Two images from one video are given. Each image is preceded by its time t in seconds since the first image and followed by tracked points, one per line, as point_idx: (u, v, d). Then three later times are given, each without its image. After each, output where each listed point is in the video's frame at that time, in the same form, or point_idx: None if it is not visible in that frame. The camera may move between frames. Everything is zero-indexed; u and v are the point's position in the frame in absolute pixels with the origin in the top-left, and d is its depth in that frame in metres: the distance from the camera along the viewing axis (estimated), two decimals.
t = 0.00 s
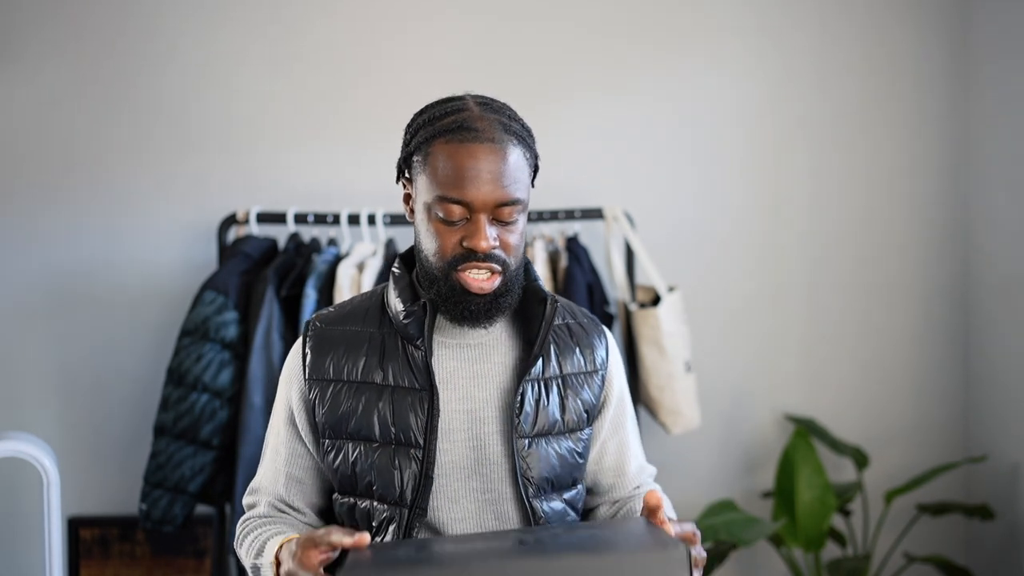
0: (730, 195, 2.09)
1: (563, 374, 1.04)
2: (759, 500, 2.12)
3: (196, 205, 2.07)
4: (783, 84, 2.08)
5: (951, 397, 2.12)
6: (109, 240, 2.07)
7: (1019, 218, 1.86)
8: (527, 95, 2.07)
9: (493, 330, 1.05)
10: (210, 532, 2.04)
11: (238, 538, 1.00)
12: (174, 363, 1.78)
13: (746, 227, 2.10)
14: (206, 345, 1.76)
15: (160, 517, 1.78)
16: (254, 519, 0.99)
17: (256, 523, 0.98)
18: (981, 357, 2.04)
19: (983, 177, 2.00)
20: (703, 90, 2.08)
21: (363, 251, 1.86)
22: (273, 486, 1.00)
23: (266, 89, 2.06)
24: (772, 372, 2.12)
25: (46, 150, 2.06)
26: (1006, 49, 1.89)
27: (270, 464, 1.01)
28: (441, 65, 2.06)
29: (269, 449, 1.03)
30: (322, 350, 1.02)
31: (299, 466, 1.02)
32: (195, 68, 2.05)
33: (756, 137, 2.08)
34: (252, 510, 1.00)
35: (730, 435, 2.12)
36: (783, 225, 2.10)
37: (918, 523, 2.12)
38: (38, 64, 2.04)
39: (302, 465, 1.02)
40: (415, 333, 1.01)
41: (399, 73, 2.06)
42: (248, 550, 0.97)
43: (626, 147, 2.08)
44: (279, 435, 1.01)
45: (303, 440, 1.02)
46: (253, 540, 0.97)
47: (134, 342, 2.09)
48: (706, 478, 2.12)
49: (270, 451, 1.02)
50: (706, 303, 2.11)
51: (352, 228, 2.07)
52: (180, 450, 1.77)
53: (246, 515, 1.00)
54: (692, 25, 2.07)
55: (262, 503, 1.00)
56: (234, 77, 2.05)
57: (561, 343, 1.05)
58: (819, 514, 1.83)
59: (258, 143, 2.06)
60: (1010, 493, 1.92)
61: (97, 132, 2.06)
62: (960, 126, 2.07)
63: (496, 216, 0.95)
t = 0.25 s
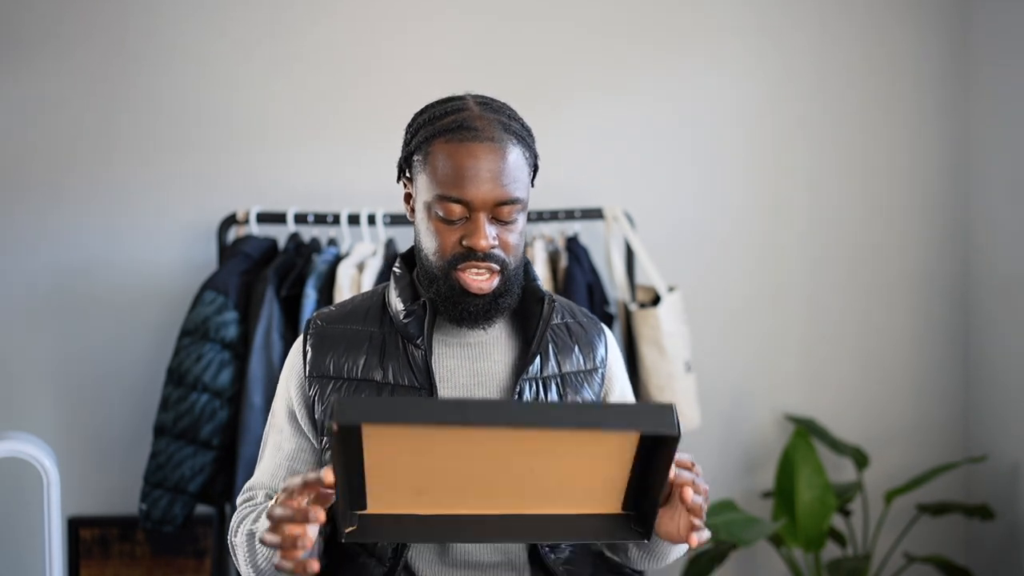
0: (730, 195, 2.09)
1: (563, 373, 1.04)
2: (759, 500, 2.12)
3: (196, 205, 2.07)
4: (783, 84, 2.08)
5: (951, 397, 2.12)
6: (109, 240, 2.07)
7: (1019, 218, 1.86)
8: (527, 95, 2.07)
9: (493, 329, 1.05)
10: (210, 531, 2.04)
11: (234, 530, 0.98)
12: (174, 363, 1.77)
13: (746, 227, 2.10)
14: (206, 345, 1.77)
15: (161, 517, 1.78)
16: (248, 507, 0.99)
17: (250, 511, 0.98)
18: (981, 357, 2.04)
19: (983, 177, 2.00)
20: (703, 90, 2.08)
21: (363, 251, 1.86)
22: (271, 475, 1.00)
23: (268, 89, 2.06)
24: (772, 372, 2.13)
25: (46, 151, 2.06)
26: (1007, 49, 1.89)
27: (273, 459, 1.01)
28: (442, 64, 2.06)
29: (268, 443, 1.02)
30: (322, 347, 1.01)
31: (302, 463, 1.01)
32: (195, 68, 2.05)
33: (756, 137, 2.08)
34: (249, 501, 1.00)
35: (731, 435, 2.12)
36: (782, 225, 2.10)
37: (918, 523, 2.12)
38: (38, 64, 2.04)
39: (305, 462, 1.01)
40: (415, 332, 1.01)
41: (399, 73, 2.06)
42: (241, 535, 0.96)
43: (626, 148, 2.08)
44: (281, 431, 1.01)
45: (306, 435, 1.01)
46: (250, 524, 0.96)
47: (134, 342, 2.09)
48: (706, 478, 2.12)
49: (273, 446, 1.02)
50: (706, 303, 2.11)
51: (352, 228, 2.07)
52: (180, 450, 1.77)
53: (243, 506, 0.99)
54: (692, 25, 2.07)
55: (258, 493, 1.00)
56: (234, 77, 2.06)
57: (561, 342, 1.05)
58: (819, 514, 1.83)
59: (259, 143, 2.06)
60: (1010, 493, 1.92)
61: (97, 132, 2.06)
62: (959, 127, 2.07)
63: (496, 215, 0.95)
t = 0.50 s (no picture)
0: (730, 195, 2.09)
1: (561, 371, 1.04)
2: (759, 500, 2.12)
3: (196, 205, 2.07)
4: (783, 84, 2.08)
5: (951, 397, 2.12)
6: (109, 240, 2.07)
7: (1019, 219, 1.86)
8: (527, 95, 2.07)
9: (492, 328, 1.05)
10: (210, 531, 2.04)
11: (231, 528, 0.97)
12: (174, 363, 1.77)
13: (746, 227, 2.10)
14: (206, 345, 1.77)
15: (161, 517, 1.78)
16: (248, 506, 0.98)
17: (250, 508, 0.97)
18: (981, 357, 2.04)
19: (983, 177, 2.00)
20: (703, 90, 2.08)
21: (363, 251, 1.86)
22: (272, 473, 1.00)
23: (268, 89, 2.06)
24: (772, 372, 2.12)
25: (47, 151, 2.06)
26: (1007, 49, 1.89)
27: (274, 456, 1.01)
28: (442, 64, 2.06)
29: (269, 441, 1.02)
30: (321, 345, 1.01)
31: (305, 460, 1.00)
32: (195, 68, 2.06)
33: (756, 137, 2.08)
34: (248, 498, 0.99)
35: (731, 435, 2.12)
36: (782, 225, 2.10)
37: (918, 523, 2.12)
38: (39, 64, 2.05)
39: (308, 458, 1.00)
40: (415, 330, 1.01)
41: (400, 73, 2.06)
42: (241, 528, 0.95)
43: (626, 148, 2.08)
44: (282, 428, 1.01)
45: (309, 432, 1.02)
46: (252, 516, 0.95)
47: (134, 342, 2.09)
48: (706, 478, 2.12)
49: (274, 443, 1.01)
50: (706, 303, 2.11)
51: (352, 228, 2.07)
52: (180, 450, 1.77)
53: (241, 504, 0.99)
54: (692, 25, 2.07)
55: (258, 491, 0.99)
56: (234, 78, 2.06)
57: (559, 341, 1.05)
58: (819, 514, 1.83)
59: (259, 143, 2.06)
60: (1010, 493, 1.92)
61: (97, 132, 2.06)
62: (960, 127, 2.07)
63: (495, 216, 0.95)
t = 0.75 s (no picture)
0: (730, 195, 2.09)
1: (560, 371, 1.04)
2: (759, 500, 2.12)
3: (196, 205, 2.07)
4: (783, 84, 2.08)
5: (951, 397, 2.12)
6: (109, 240, 2.07)
7: (1019, 219, 1.86)
8: (527, 96, 2.07)
9: (491, 327, 1.05)
10: (210, 531, 2.04)
11: (241, 530, 0.98)
12: (174, 363, 1.78)
13: (746, 227, 2.10)
14: (206, 345, 1.77)
15: (161, 517, 1.78)
16: (259, 507, 0.98)
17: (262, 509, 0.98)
18: (981, 357, 2.04)
19: (983, 177, 2.00)
20: (703, 90, 2.08)
21: (363, 251, 1.86)
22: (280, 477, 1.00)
23: (268, 89, 2.06)
24: (772, 372, 2.12)
25: (47, 150, 2.06)
26: (1007, 49, 1.89)
27: (275, 456, 1.01)
28: (441, 64, 2.06)
29: (271, 441, 1.03)
30: (321, 346, 1.01)
31: (307, 459, 1.00)
32: (195, 68, 2.06)
33: (756, 137, 2.08)
34: (256, 501, 0.99)
35: (731, 435, 2.12)
36: (782, 225, 2.10)
37: (918, 523, 2.12)
38: (39, 64, 2.05)
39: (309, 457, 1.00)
40: (414, 330, 1.01)
41: (400, 74, 2.06)
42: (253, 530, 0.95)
43: (627, 148, 2.08)
44: (284, 428, 1.02)
45: (310, 432, 1.01)
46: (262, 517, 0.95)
47: (134, 342, 2.09)
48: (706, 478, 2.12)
49: (275, 443, 1.02)
50: (706, 304, 2.11)
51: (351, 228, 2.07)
52: (180, 450, 1.77)
53: (251, 506, 0.99)
54: (692, 25, 2.07)
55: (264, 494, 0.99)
56: (234, 78, 2.06)
57: (558, 341, 1.05)
58: (819, 514, 1.83)
59: (258, 143, 2.06)
60: (1010, 493, 1.92)
61: (97, 132, 2.06)
62: (960, 127, 2.07)
63: (494, 215, 0.95)
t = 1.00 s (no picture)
0: (730, 195, 2.09)
1: (562, 371, 1.04)
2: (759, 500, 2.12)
3: (196, 205, 2.07)
4: (784, 84, 2.08)
5: (951, 397, 2.12)
6: (110, 240, 2.07)
7: (1019, 219, 1.86)
8: (527, 96, 2.07)
9: (492, 327, 1.06)
10: (210, 531, 2.04)
11: (245, 530, 0.96)
12: (174, 363, 1.77)
13: (746, 227, 2.10)
14: (206, 345, 1.76)
15: (161, 517, 1.78)
16: (266, 506, 0.97)
17: (269, 508, 0.96)
18: (981, 357, 2.04)
19: (983, 177, 2.00)
20: (704, 90, 2.08)
21: (363, 251, 1.86)
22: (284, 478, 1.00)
23: (268, 89, 2.06)
24: (772, 372, 2.12)
25: (47, 150, 2.06)
26: (1007, 50, 1.89)
27: (276, 454, 1.01)
28: (442, 64, 2.06)
29: (273, 441, 1.02)
30: (322, 346, 1.01)
31: (309, 458, 1.01)
32: (195, 68, 2.05)
33: (756, 137, 2.08)
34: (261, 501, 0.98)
35: (731, 435, 2.12)
36: (783, 225, 2.10)
37: (918, 523, 2.12)
38: (39, 63, 2.04)
39: (311, 456, 1.01)
40: (416, 330, 1.01)
41: (400, 74, 2.06)
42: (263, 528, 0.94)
43: (627, 149, 2.08)
44: (285, 426, 1.01)
45: (312, 432, 1.01)
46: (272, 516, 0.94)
47: (134, 342, 2.09)
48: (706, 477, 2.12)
49: (276, 441, 1.02)
50: (706, 304, 2.11)
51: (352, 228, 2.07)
52: (180, 450, 1.77)
53: (255, 507, 0.98)
54: (692, 25, 2.07)
55: (268, 493, 0.99)
56: (234, 78, 2.06)
57: (560, 341, 1.06)
58: (819, 514, 1.83)
59: (258, 143, 2.06)
60: (1010, 493, 1.92)
61: (98, 132, 2.06)
62: (960, 126, 2.07)
63: (498, 216, 0.96)
